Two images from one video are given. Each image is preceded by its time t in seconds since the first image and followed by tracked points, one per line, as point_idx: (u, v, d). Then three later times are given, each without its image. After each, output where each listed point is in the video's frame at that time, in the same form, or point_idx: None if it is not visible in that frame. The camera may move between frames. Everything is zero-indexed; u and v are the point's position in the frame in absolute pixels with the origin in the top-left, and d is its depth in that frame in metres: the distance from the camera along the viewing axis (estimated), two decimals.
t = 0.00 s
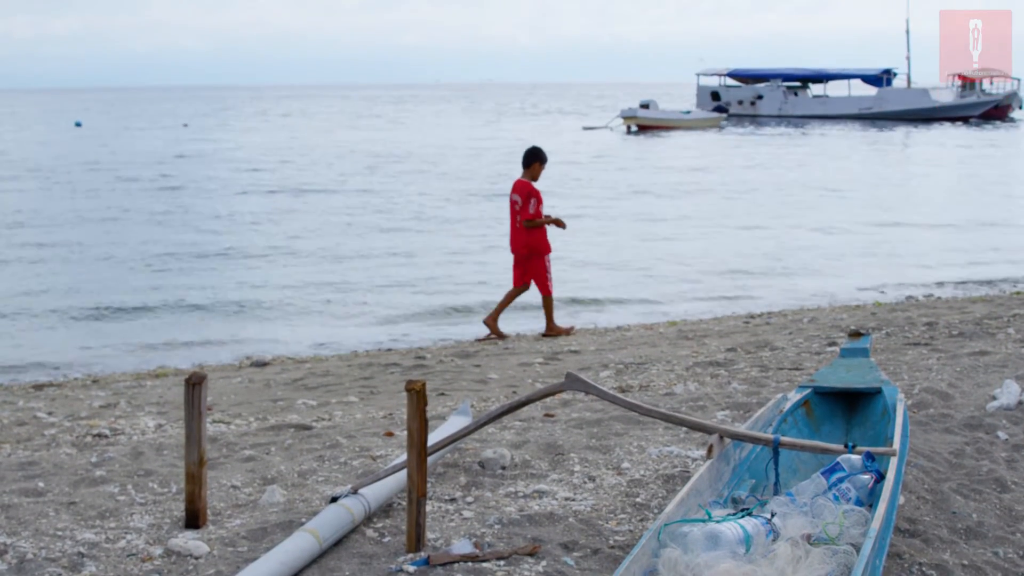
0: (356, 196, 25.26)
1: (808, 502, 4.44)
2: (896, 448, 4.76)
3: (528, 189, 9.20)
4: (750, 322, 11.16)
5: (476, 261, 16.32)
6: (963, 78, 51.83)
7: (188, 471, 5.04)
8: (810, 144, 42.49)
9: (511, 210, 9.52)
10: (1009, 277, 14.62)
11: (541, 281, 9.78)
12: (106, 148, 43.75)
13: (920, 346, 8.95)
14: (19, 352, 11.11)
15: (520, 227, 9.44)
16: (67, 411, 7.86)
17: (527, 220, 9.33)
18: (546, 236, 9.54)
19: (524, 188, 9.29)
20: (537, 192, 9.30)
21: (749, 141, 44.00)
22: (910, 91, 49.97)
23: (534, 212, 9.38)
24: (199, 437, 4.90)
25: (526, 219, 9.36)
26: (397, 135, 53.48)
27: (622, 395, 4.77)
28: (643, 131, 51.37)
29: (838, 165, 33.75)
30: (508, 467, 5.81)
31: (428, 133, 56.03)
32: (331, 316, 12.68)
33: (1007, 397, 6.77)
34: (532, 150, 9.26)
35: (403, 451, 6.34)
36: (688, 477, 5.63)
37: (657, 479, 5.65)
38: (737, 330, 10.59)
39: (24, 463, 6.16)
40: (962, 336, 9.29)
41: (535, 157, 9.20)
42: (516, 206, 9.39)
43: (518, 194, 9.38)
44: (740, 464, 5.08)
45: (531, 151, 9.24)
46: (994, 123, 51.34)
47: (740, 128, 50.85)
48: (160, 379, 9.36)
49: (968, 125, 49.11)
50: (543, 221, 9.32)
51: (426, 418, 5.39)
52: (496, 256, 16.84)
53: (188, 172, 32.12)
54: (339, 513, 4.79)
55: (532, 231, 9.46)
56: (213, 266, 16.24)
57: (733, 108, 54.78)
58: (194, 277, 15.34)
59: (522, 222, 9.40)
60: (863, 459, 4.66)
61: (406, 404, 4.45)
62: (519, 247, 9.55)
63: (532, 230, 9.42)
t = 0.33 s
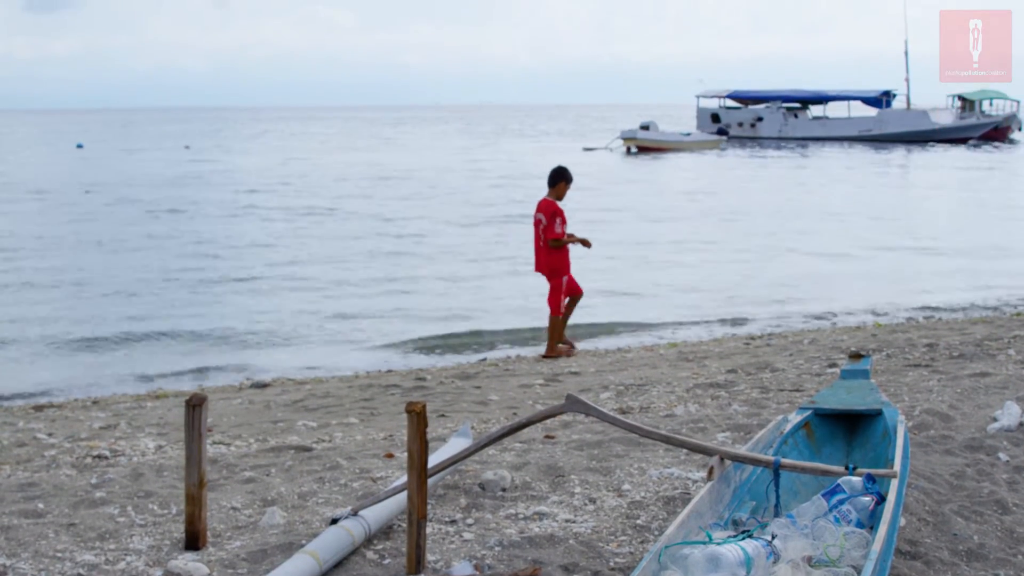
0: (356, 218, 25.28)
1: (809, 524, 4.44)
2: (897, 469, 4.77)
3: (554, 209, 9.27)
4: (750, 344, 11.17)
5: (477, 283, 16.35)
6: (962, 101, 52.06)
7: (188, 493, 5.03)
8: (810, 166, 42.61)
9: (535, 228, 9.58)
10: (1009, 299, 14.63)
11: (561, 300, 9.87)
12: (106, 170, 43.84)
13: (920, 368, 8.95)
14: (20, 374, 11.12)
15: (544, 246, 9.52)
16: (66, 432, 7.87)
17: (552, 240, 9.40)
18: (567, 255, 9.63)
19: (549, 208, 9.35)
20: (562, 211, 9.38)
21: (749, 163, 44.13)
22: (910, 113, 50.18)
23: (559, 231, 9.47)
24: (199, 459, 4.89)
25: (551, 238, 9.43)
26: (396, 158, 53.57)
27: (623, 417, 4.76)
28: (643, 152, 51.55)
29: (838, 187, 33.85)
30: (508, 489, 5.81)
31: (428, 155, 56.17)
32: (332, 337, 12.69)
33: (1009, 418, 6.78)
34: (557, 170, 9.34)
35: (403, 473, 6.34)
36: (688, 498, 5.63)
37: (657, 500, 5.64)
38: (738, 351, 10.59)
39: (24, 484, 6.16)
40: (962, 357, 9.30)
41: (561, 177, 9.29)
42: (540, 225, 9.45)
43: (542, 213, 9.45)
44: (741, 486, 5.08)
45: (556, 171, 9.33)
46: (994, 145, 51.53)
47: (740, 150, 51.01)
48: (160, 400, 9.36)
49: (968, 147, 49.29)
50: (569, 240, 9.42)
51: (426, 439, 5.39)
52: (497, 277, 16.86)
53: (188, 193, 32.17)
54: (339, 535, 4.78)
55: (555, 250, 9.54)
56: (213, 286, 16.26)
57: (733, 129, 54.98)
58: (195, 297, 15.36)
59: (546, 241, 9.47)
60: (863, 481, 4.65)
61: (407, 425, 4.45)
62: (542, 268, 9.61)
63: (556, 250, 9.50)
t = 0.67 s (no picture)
0: (356, 231, 25.29)
1: (810, 537, 4.43)
2: (897, 483, 4.77)
3: (580, 223, 9.36)
4: (750, 357, 11.16)
5: (478, 297, 16.36)
6: (962, 114, 52.18)
7: (189, 507, 5.03)
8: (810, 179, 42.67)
9: (562, 241, 9.70)
10: (1010, 313, 14.63)
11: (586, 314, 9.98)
12: (106, 183, 43.91)
13: (920, 381, 8.94)
14: (21, 387, 11.12)
15: (570, 260, 9.64)
16: (67, 445, 7.87)
17: (578, 252, 9.53)
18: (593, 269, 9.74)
19: (576, 222, 9.46)
20: (590, 225, 9.46)
21: (749, 177, 44.17)
22: (910, 127, 50.30)
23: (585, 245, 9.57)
24: (199, 472, 4.89)
25: (577, 251, 9.55)
26: (396, 171, 53.62)
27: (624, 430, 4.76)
28: (643, 166, 51.63)
29: (839, 201, 33.87)
30: (509, 502, 5.81)
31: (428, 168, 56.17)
32: (333, 350, 12.70)
33: (1010, 432, 6.78)
34: (584, 184, 9.40)
35: (404, 486, 6.33)
36: (690, 512, 5.63)
37: (658, 514, 5.64)
38: (738, 365, 10.58)
39: (25, 498, 6.16)
40: (963, 370, 9.30)
41: (587, 191, 9.34)
42: (567, 239, 9.57)
43: (570, 227, 9.56)
44: (742, 499, 5.08)
45: (583, 185, 9.39)
46: (994, 159, 51.60)
47: (740, 164, 51.09)
48: (160, 413, 9.36)
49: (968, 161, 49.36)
50: (594, 254, 9.49)
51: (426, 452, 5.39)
52: (498, 291, 16.87)
53: (189, 207, 32.19)
54: (340, 548, 4.78)
55: (581, 263, 9.66)
56: (214, 300, 16.27)
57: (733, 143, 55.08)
58: (196, 310, 15.37)
59: (572, 255, 9.59)
60: (864, 495, 4.64)
61: (408, 439, 4.45)
62: (567, 281, 9.74)
63: (581, 263, 9.61)
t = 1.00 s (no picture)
0: (357, 238, 25.29)
1: (810, 544, 4.43)
2: (898, 489, 4.77)
3: (601, 227, 9.39)
4: (750, 364, 11.17)
5: (478, 303, 16.37)
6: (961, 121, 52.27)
7: (188, 513, 5.03)
8: (810, 186, 42.71)
9: (585, 245, 9.75)
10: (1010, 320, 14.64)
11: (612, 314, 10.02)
12: (106, 190, 43.87)
13: (921, 388, 8.94)
14: (20, 393, 11.12)
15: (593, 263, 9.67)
16: (67, 451, 7.87)
17: (600, 256, 9.55)
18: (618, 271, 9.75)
19: (597, 226, 9.50)
20: (611, 228, 9.48)
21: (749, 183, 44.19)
22: (910, 134, 50.36)
23: (607, 248, 9.59)
24: (199, 479, 4.88)
25: (598, 255, 9.57)
26: (395, 177, 53.69)
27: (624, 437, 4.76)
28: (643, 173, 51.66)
29: (839, 207, 33.88)
30: (509, 509, 5.81)
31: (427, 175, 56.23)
32: (332, 357, 12.71)
33: (1011, 438, 6.79)
34: (605, 189, 9.40)
35: (404, 493, 6.34)
36: (690, 518, 5.63)
37: (659, 521, 5.64)
38: (739, 371, 10.59)
39: (25, 504, 6.16)
40: (963, 377, 9.30)
41: (608, 195, 9.34)
42: (589, 243, 9.62)
43: (592, 230, 9.61)
44: (742, 506, 5.08)
45: (604, 189, 9.39)
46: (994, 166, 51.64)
47: (740, 170, 51.11)
48: (160, 420, 9.36)
49: (968, 167, 49.39)
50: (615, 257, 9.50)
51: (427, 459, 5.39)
52: (498, 298, 16.87)
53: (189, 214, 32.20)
54: (340, 555, 4.78)
55: (605, 266, 9.68)
56: (213, 307, 16.28)
57: (733, 149, 55.11)
58: (196, 316, 15.38)
59: (595, 258, 9.62)
60: (864, 501, 4.64)
61: (408, 446, 4.45)
62: (592, 284, 9.79)
63: (603, 266, 9.64)
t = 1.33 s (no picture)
0: (357, 240, 25.28)
1: (811, 547, 4.43)
2: (898, 492, 4.76)
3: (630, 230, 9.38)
4: (750, 366, 11.16)
5: (478, 305, 16.37)
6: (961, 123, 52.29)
7: (188, 515, 5.03)
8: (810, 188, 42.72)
9: (609, 247, 9.74)
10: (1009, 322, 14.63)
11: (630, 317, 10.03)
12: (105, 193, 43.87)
13: (920, 390, 8.94)
14: (19, 395, 11.11)
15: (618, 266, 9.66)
16: (66, 454, 7.86)
17: (626, 258, 9.55)
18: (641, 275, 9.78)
19: (624, 229, 9.49)
20: (638, 232, 9.49)
21: (748, 185, 44.17)
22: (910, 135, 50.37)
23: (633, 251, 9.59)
24: (200, 481, 4.88)
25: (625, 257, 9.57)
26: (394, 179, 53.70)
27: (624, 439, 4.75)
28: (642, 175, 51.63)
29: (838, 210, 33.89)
30: (509, 511, 5.81)
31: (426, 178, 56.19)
32: (332, 359, 12.70)
33: (1010, 441, 6.79)
34: (632, 192, 9.40)
35: (404, 495, 6.34)
36: (690, 520, 5.63)
37: (658, 523, 5.64)
38: (738, 373, 10.59)
39: (25, 506, 6.16)
40: (963, 379, 9.30)
41: (637, 199, 9.34)
42: (615, 245, 9.60)
43: (618, 233, 9.59)
44: (742, 508, 5.08)
45: (631, 193, 9.40)
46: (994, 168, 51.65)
47: (740, 172, 51.10)
48: (160, 422, 9.35)
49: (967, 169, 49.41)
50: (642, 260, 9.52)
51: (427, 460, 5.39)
52: (498, 300, 16.88)
53: (189, 216, 32.18)
54: (340, 557, 4.78)
55: (630, 269, 9.70)
56: (213, 309, 16.28)
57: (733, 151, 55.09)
58: (196, 318, 15.36)
59: (621, 260, 9.62)
60: (864, 503, 4.64)
61: (408, 448, 4.45)
62: (615, 287, 9.78)
63: (629, 269, 9.64)
